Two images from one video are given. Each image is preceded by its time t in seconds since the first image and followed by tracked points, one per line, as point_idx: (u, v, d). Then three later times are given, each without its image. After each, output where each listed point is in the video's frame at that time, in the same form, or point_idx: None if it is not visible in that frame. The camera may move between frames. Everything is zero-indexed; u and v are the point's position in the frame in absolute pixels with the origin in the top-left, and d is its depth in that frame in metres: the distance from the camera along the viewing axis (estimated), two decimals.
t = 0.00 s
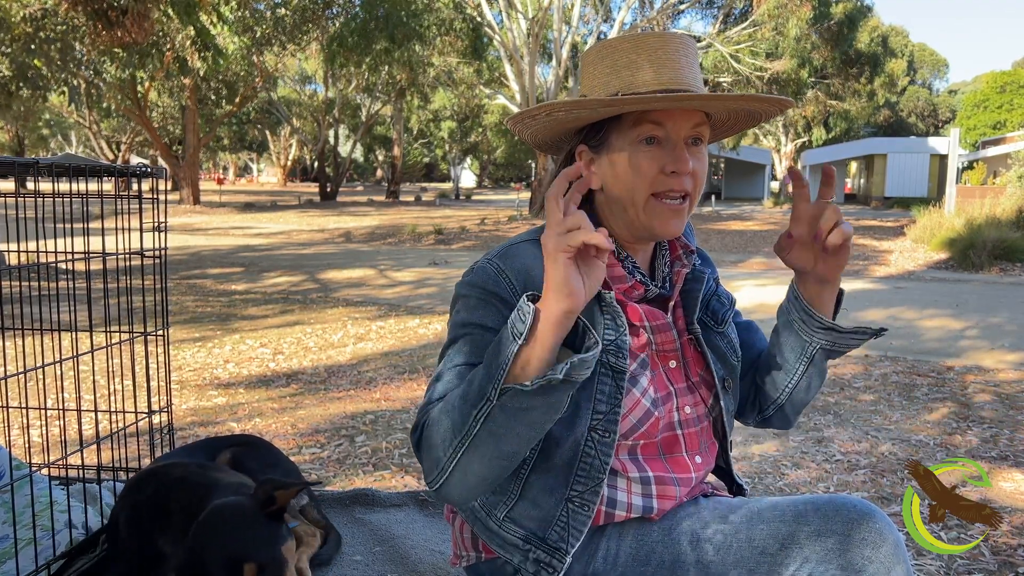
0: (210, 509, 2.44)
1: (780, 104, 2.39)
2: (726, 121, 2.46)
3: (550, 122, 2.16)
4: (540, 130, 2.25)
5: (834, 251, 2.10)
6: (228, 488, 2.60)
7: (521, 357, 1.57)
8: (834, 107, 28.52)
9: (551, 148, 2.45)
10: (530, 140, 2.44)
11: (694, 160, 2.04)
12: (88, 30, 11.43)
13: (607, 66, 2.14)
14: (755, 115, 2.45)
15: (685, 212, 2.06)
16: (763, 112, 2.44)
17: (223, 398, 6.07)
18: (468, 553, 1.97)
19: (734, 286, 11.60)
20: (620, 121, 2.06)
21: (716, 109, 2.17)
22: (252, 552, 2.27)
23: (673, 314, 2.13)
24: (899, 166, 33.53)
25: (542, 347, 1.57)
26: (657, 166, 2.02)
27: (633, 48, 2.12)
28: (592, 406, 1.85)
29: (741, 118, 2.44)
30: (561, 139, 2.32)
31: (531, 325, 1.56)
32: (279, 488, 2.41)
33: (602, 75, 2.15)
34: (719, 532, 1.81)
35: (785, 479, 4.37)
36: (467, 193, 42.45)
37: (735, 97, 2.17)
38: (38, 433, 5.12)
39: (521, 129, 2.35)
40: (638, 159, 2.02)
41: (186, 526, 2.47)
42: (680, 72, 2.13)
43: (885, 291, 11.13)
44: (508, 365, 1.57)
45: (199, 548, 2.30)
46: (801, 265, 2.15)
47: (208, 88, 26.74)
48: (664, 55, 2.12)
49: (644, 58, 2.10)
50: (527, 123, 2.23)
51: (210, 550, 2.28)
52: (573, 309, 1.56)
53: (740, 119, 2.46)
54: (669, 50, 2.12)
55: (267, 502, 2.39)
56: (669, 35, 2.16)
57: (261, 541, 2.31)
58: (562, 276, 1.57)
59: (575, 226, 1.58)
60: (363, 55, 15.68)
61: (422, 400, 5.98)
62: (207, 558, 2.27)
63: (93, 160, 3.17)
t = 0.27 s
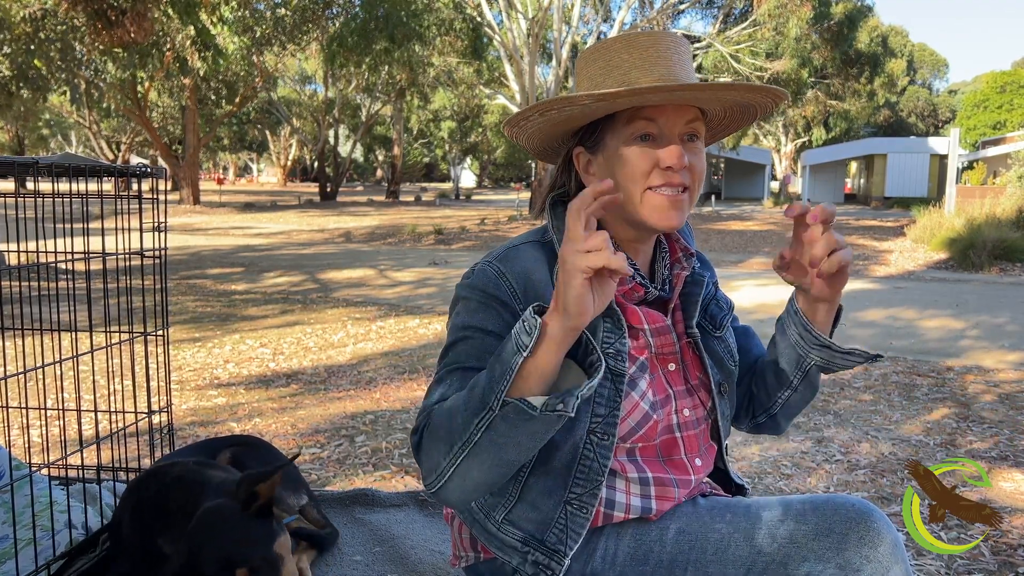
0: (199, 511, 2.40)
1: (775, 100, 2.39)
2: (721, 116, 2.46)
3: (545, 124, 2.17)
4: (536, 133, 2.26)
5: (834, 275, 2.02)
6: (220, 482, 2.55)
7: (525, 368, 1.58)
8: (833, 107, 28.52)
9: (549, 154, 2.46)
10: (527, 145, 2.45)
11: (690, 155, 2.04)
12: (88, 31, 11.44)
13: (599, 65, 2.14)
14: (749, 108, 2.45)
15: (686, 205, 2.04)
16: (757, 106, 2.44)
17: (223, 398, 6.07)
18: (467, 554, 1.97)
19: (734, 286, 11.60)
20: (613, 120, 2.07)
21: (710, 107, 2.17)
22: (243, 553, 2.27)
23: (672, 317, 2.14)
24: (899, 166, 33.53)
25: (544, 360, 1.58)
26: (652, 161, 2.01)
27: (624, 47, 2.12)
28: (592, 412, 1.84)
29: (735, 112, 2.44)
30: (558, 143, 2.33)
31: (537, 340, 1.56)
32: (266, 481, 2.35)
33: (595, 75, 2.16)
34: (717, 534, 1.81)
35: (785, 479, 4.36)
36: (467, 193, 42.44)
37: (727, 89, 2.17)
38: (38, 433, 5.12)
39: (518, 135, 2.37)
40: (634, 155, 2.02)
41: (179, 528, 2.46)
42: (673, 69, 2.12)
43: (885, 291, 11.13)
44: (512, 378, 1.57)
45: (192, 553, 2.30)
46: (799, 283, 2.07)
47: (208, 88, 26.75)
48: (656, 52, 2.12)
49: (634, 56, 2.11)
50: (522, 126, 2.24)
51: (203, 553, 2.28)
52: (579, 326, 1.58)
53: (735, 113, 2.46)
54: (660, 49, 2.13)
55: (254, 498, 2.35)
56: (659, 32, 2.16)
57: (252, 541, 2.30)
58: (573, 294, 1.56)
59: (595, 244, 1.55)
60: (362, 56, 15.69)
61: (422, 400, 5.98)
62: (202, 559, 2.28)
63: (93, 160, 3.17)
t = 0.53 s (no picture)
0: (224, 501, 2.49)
1: (771, 105, 2.40)
2: (720, 119, 2.45)
3: (544, 128, 2.17)
4: (537, 135, 2.26)
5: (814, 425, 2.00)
6: (249, 479, 2.67)
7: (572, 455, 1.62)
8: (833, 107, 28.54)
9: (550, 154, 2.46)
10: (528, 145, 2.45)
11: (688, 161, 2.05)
12: (88, 30, 11.46)
13: (598, 69, 2.14)
14: (749, 113, 2.44)
15: (681, 211, 2.06)
16: (758, 110, 2.43)
17: (223, 398, 6.07)
18: (466, 555, 1.97)
19: (733, 286, 11.60)
20: (612, 125, 2.07)
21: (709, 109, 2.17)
22: (260, 546, 2.32)
23: (673, 317, 2.14)
24: (899, 166, 33.53)
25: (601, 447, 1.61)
26: (650, 167, 2.01)
27: (624, 51, 2.12)
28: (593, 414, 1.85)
29: (736, 115, 2.43)
30: (557, 144, 2.34)
31: (604, 438, 1.57)
32: (292, 481, 2.45)
33: (594, 77, 2.15)
34: (719, 532, 1.80)
35: (785, 480, 4.36)
36: (467, 193, 42.44)
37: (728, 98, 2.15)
38: (38, 433, 5.13)
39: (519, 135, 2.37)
40: (634, 160, 2.03)
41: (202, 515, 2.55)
42: (672, 75, 2.12)
43: (885, 291, 11.13)
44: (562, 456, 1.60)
45: (212, 539, 2.35)
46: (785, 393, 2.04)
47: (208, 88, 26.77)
48: (655, 56, 2.11)
49: (632, 61, 2.10)
50: (522, 127, 2.24)
51: (222, 541, 2.34)
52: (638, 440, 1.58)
53: (735, 116, 2.46)
54: (658, 52, 2.12)
55: (280, 496, 2.43)
56: (659, 35, 2.15)
57: (271, 536, 2.36)
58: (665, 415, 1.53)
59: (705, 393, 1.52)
60: (363, 56, 15.72)
61: (422, 400, 5.98)
62: (219, 547, 2.33)
63: (93, 160, 3.17)
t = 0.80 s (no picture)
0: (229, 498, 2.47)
1: (759, 83, 2.38)
2: (713, 106, 2.45)
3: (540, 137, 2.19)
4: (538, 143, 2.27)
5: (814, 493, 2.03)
6: (248, 480, 2.66)
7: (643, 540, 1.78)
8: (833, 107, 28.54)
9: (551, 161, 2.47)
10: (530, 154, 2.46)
11: (678, 151, 2.05)
12: (88, 30, 11.47)
13: (580, 77, 2.16)
14: (741, 95, 2.42)
15: (684, 202, 2.06)
16: (748, 92, 2.42)
17: (222, 398, 6.07)
18: (468, 553, 1.96)
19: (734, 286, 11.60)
20: (602, 125, 2.08)
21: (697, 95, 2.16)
22: (271, 543, 2.34)
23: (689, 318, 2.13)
24: (899, 166, 33.52)
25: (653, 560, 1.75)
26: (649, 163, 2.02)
27: (605, 52, 2.12)
28: (612, 412, 1.84)
29: (728, 101, 2.43)
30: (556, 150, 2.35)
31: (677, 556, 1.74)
32: (298, 481, 2.48)
33: (581, 81, 2.16)
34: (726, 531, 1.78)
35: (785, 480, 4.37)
36: (467, 193, 42.45)
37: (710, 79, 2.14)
38: (38, 433, 5.13)
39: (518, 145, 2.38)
40: (629, 159, 2.04)
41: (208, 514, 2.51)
42: (654, 68, 2.11)
43: (885, 291, 11.13)
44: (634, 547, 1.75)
45: (220, 534, 2.32)
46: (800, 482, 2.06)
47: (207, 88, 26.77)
48: (636, 50, 2.11)
49: (611, 61, 2.11)
50: (519, 137, 2.26)
51: (230, 537, 2.31)
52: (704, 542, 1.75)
53: (728, 102, 2.45)
54: (639, 46, 2.12)
55: (288, 495, 2.46)
56: (636, 31, 2.15)
57: (280, 532, 2.39)
58: (749, 535, 1.72)
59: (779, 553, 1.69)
60: (362, 56, 15.73)
61: (421, 400, 5.98)
62: (226, 543, 2.30)
63: (93, 160, 3.17)
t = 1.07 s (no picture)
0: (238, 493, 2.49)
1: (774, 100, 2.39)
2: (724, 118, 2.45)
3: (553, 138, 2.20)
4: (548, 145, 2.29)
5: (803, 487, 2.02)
6: (260, 479, 2.66)
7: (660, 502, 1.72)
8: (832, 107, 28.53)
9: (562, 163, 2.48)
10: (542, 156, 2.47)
11: (691, 163, 2.07)
12: (88, 31, 11.47)
13: (596, 81, 2.16)
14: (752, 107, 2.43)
15: (691, 209, 2.07)
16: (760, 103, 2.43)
17: (222, 398, 6.07)
18: (468, 551, 1.95)
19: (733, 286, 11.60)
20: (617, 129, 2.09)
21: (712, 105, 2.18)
22: (279, 538, 2.38)
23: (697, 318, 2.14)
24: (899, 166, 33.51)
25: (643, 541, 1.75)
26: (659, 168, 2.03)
27: (623, 57, 2.12)
28: (620, 407, 1.84)
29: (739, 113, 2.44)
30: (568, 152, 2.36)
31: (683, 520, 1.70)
32: (308, 481, 2.51)
33: (596, 84, 2.16)
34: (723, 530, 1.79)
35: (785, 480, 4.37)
36: (467, 193, 42.45)
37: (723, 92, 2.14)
38: (38, 433, 5.13)
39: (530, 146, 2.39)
40: (640, 164, 2.05)
41: (215, 509, 2.51)
42: (671, 74, 2.11)
43: (885, 291, 11.12)
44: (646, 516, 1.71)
45: (228, 528, 2.35)
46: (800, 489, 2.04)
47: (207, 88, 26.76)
48: (652, 59, 2.12)
49: (629, 67, 2.12)
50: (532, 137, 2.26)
51: (238, 530, 2.34)
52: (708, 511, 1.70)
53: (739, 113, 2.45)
54: (656, 55, 2.12)
55: (297, 495, 2.49)
56: (656, 40, 2.15)
57: (289, 530, 2.42)
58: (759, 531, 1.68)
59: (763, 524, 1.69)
60: (362, 56, 15.74)
61: (421, 400, 5.98)
62: (235, 536, 2.34)
63: (93, 160, 3.17)
